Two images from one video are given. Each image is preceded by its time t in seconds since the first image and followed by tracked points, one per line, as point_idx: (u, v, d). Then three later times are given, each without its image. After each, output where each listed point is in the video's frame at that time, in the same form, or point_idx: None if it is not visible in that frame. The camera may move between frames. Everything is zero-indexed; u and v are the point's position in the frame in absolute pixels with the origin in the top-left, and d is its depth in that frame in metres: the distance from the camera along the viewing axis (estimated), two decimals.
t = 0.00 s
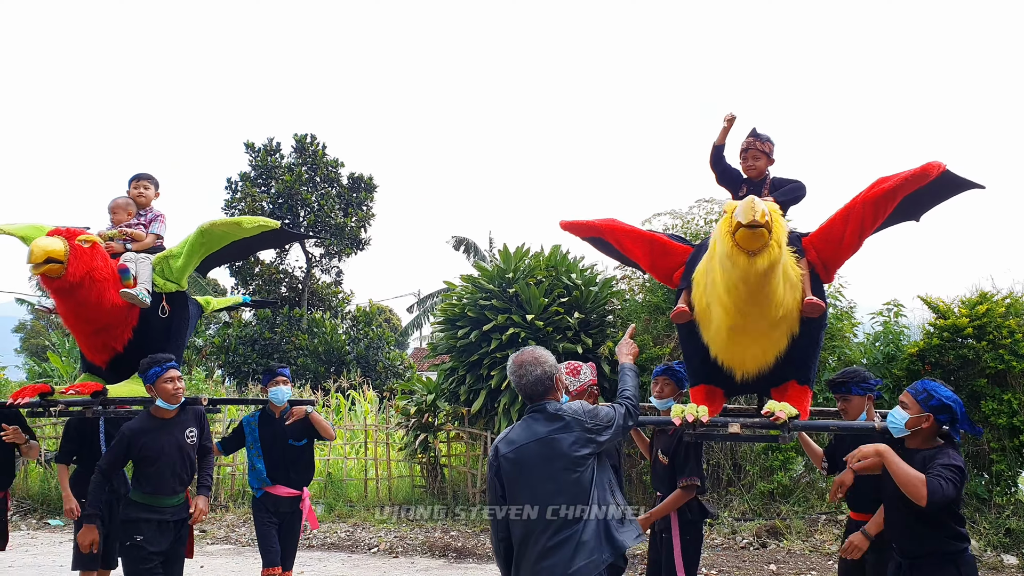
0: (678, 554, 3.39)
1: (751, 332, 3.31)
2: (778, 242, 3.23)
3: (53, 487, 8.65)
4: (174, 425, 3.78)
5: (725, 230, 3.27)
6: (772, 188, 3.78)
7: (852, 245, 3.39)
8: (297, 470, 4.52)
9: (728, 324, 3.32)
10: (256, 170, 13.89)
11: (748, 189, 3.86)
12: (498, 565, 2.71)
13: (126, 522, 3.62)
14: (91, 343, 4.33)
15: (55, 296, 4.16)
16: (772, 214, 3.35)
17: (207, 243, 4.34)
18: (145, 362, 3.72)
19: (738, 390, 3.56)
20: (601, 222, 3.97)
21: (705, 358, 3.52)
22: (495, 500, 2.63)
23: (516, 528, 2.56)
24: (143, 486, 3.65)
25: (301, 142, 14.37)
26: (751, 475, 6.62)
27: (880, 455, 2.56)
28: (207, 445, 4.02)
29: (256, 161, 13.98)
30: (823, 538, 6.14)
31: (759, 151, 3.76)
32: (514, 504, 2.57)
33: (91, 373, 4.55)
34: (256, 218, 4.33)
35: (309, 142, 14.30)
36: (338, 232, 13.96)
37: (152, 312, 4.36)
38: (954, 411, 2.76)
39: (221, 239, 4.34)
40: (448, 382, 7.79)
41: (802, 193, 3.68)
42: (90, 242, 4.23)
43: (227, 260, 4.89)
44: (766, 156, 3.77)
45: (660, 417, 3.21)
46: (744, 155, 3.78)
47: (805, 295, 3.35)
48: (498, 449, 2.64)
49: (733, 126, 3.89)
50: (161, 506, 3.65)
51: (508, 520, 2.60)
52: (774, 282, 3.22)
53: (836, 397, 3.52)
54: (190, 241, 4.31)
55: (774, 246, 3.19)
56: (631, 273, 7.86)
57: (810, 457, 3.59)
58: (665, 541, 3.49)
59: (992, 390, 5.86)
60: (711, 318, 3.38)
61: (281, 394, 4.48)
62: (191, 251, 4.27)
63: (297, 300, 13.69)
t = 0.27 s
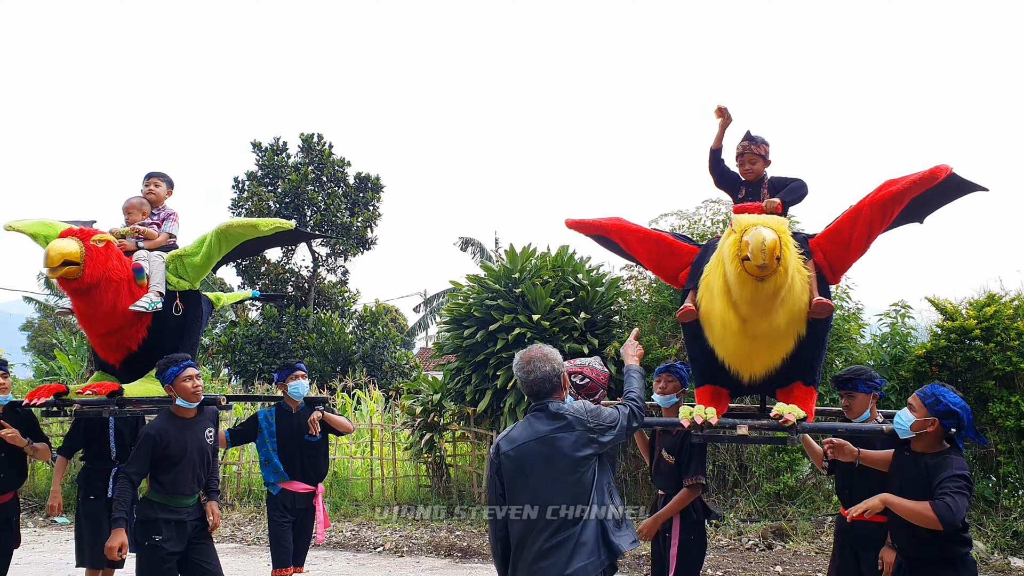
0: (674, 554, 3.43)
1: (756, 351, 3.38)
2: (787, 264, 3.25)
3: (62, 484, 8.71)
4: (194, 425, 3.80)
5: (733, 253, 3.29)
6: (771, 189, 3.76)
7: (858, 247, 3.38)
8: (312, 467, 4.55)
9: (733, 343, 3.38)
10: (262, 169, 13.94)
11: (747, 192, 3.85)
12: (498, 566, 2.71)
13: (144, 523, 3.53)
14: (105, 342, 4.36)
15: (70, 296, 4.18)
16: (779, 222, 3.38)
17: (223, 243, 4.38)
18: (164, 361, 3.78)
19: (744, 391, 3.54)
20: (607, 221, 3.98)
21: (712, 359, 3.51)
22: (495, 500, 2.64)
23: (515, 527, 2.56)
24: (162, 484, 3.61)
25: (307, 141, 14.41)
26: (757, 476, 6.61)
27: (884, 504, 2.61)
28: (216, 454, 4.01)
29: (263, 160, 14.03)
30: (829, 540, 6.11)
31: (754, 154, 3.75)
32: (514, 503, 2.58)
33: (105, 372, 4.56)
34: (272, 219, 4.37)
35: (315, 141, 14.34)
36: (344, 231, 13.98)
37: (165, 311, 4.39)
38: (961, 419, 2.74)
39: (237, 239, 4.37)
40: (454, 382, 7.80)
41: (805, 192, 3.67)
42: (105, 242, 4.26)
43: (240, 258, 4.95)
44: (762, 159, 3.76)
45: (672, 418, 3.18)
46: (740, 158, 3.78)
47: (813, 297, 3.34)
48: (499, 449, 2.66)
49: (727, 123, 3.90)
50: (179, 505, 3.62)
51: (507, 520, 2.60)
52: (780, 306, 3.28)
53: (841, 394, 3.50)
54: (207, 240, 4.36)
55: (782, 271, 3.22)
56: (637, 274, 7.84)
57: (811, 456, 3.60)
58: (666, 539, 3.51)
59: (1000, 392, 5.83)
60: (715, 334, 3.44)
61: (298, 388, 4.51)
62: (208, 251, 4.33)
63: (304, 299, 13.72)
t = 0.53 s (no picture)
0: (676, 553, 3.42)
1: (763, 353, 3.36)
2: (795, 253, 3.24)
3: (70, 479, 8.77)
4: (217, 427, 3.83)
5: (741, 242, 3.29)
6: (777, 192, 3.75)
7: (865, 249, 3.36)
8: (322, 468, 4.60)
9: (742, 337, 3.34)
10: (271, 167, 13.99)
11: (753, 195, 3.84)
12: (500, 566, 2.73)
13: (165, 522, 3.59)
14: (122, 344, 4.36)
15: (89, 297, 4.19)
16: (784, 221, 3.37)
17: (242, 246, 4.42)
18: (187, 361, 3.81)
19: (751, 394, 3.54)
20: (612, 223, 3.98)
21: (718, 362, 3.51)
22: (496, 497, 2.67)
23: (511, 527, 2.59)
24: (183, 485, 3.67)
25: (316, 139, 14.46)
26: (764, 477, 6.59)
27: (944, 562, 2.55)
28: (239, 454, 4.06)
29: (271, 157, 14.08)
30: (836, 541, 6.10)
31: (754, 158, 3.75)
32: (511, 502, 2.60)
33: (121, 374, 4.57)
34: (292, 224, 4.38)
35: (324, 139, 14.38)
36: (352, 229, 14.01)
37: (184, 312, 4.41)
38: (974, 425, 2.73)
39: (256, 243, 4.40)
40: (461, 380, 7.81)
41: (812, 195, 3.66)
42: (125, 242, 4.28)
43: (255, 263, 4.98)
44: (762, 162, 3.75)
45: (675, 421, 3.19)
46: (740, 163, 3.79)
47: (819, 298, 3.33)
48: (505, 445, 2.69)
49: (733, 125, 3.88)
50: (198, 507, 3.66)
51: (505, 520, 2.62)
52: (789, 295, 3.24)
53: (860, 395, 3.48)
54: (227, 243, 4.39)
55: (790, 258, 3.21)
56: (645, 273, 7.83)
57: (817, 457, 3.59)
58: (664, 541, 3.50)
59: (1009, 395, 5.80)
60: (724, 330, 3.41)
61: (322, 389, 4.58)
62: (228, 252, 4.37)
63: (311, 296, 13.77)
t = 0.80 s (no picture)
0: (678, 554, 3.41)
1: (763, 348, 3.35)
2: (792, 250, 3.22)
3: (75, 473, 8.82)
4: (244, 409, 3.83)
5: (739, 235, 3.27)
6: (783, 185, 3.76)
7: (867, 245, 3.35)
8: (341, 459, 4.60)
9: (740, 335, 3.35)
10: (276, 162, 14.02)
11: (758, 189, 3.83)
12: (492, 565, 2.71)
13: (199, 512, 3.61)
14: (144, 329, 4.37)
15: (110, 280, 4.14)
16: (784, 213, 3.33)
17: (263, 229, 4.45)
18: (217, 346, 3.84)
19: (752, 390, 3.53)
20: (614, 219, 3.98)
21: (718, 358, 3.51)
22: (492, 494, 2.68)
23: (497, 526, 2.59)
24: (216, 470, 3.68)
25: (321, 135, 14.47)
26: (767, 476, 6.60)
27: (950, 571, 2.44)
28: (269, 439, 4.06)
29: (277, 153, 14.10)
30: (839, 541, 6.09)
31: (759, 152, 3.71)
32: (502, 499, 2.58)
33: (142, 361, 4.57)
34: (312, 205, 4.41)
35: (329, 135, 14.39)
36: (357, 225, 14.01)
37: (208, 300, 4.45)
38: (974, 423, 2.74)
39: (278, 225, 4.43)
40: (465, 377, 7.82)
41: (817, 188, 3.65)
42: (150, 227, 4.25)
43: (277, 248, 5.04)
44: (767, 157, 3.71)
45: (671, 415, 3.20)
46: (745, 157, 3.75)
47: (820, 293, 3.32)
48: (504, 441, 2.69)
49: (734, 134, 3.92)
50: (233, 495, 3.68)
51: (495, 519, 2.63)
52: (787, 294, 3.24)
53: (873, 391, 3.46)
54: (247, 228, 4.42)
55: (788, 257, 3.19)
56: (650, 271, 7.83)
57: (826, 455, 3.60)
58: (666, 540, 3.51)
59: (1014, 395, 5.78)
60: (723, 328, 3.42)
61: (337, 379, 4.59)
62: (249, 238, 4.40)
63: (316, 292, 13.80)
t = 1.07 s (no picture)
0: (672, 549, 3.44)
1: (764, 350, 3.35)
2: (791, 260, 3.24)
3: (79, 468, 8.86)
4: (268, 408, 3.81)
5: (737, 239, 3.29)
6: (785, 182, 3.75)
7: (871, 245, 3.34)
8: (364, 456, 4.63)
9: (741, 343, 3.37)
10: (281, 159, 14.04)
11: (758, 189, 3.82)
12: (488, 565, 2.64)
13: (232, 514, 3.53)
14: (171, 329, 4.39)
15: (139, 281, 4.20)
16: (784, 217, 3.35)
17: (290, 232, 4.45)
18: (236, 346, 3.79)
19: (755, 391, 3.53)
20: (615, 217, 3.97)
21: (721, 359, 3.50)
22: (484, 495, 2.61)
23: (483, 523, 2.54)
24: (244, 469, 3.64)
25: (326, 132, 14.48)
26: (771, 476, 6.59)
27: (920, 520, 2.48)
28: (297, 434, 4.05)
29: (281, 150, 14.12)
30: (843, 541, 6.08)
31: (758, 150, 3.71)
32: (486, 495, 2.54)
33: (166, 360, 4.58)
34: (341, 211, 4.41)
35: (333, 132, 14.41)
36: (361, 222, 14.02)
37: (232, 299, 4.45)
38: (973, 419, 2.74)
39: (305, 229, 4.43)
40: (468, 374, 7.83)
41: (821, 190, 3.63)
42: (176, 227, 4.32)
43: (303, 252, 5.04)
44: (766, 154, 3.72)
45: (670, 417, 3.21)
46: (744, 155, 3.75)
47: (822, 294, 3.31)
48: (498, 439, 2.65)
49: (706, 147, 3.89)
50: (263, 492, 3.68)
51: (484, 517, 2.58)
52: (787, 302, 3.24)
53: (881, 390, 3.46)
54: (275, 229, 4.42)
55: (786, 266, 3.20)
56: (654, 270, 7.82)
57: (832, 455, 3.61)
58: (666, 538, 3.54)
59: (1019, 396, 5.76)
60: (724, 334, 3.42)
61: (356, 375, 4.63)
62: (275, 240, 4.40)
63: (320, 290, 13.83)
